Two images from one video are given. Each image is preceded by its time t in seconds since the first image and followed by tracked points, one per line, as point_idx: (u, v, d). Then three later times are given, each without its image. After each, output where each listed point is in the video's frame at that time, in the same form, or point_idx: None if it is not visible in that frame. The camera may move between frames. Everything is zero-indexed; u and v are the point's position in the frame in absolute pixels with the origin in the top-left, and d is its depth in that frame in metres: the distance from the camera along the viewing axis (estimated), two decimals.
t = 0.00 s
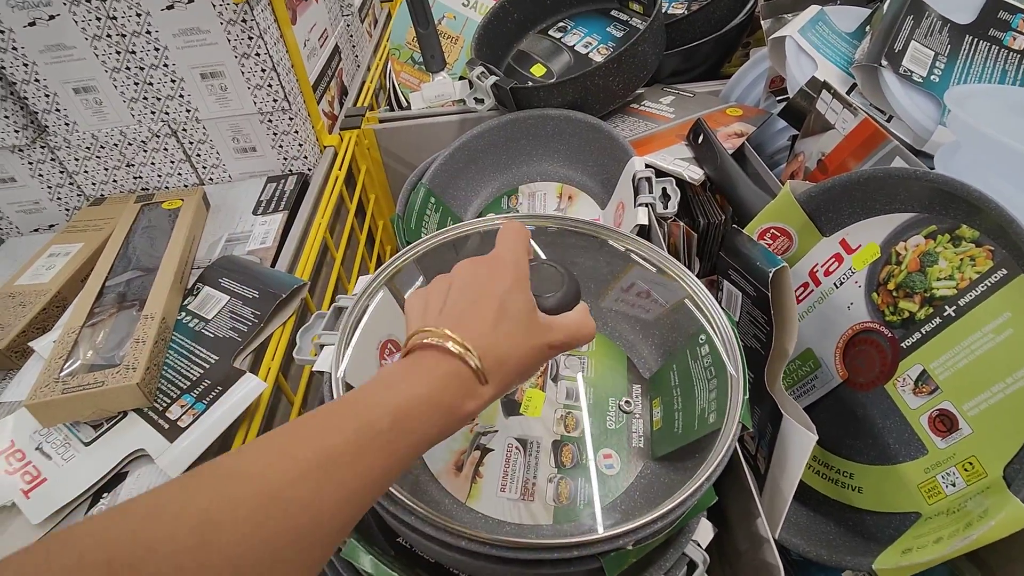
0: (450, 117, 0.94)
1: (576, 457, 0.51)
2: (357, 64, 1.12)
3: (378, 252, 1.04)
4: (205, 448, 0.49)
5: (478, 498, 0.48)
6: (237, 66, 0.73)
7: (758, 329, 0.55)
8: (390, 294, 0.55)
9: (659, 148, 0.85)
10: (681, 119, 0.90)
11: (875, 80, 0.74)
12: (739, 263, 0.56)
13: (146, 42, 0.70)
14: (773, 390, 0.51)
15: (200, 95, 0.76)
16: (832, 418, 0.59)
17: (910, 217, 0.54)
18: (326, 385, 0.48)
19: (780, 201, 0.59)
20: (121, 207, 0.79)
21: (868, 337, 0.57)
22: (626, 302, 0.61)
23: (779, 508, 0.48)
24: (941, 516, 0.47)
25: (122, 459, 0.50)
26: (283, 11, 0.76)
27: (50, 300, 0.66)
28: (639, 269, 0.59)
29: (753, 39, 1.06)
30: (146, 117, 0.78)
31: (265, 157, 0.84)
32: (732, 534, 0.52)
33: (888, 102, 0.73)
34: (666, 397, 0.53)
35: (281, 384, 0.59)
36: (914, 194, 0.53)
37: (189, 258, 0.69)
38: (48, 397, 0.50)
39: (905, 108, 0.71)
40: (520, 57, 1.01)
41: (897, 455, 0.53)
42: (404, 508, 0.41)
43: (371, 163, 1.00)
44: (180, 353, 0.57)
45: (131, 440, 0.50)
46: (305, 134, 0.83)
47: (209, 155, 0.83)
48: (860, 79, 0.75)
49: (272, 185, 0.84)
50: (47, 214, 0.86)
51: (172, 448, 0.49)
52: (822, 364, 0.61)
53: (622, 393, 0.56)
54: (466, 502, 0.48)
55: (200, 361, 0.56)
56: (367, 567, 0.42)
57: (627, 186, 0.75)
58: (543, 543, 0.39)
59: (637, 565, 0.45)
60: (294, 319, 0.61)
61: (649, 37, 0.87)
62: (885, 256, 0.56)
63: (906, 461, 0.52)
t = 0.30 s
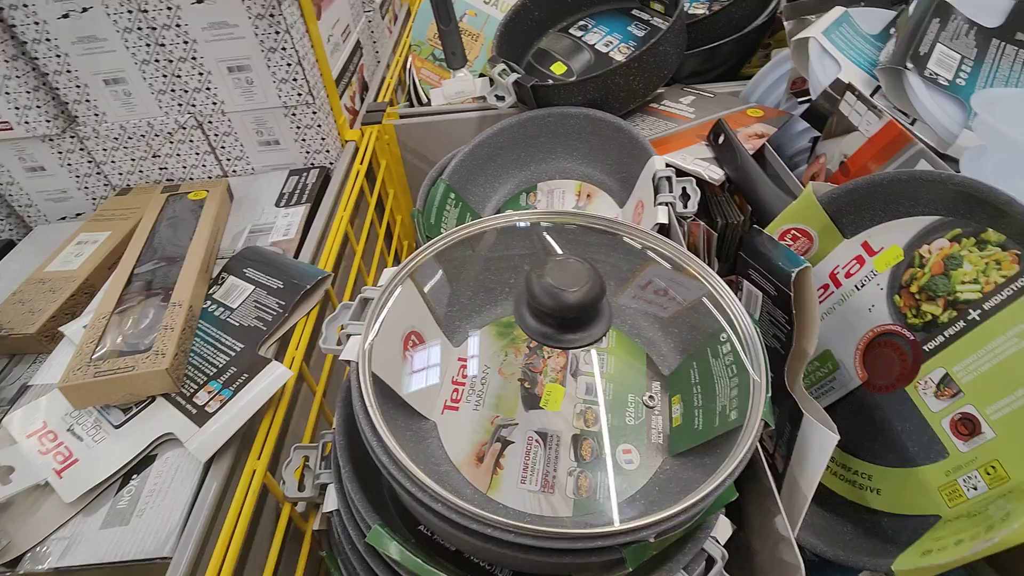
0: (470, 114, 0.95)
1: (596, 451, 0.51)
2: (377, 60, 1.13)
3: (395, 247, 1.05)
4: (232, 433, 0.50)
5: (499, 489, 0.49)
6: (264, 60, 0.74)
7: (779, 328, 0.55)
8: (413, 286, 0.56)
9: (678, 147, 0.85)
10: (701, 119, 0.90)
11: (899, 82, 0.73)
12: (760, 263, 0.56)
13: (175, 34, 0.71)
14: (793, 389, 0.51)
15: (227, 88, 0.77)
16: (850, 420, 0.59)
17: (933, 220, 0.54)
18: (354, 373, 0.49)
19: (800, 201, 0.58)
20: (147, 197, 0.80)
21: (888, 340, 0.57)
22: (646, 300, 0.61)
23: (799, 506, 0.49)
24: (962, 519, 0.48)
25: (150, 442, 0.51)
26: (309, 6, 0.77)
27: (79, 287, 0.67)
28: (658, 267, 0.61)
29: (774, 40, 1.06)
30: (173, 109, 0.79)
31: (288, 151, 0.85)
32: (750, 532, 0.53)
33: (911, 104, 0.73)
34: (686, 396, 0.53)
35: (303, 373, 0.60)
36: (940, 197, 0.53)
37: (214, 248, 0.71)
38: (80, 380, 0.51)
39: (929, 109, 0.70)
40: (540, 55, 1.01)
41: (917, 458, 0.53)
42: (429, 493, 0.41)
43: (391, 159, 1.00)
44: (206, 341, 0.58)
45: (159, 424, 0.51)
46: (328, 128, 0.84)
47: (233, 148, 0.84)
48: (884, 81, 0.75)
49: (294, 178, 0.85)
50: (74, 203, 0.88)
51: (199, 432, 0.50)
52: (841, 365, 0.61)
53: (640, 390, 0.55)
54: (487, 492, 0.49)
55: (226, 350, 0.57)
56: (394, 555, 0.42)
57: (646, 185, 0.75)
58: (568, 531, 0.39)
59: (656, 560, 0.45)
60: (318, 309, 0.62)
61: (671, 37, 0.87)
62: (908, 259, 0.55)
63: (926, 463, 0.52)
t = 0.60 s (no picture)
0: (492, 107, 0.95)
1: (620, 438, 0.51)
2: (398, 54, 1.14)
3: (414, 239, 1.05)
4: (261, 413, 0.51)
5: (524, 473, 0.49)
6: (291, 49, 0.75)
7: (805, 321, 0.55)
8: (440, 274, 0.56)
9: (701, 142, 0.85)
10: (724, 115, 0.90)
11: (927, 79, 0.73)
12: (787, 255, 0.56)
13: (205, 22, 0.72)
14: (820, 381, 0.51)
15: (254, 76, 0.78)
16: (875, 414, 0.59)
17: (964, 215, 0.54)
18: (384, 357, 0.49)
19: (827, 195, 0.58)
20: (174, 184, 0.81)
21: (916, 335, 0.56)
22: (669, 292, 0.62)
23: (826, 496, 0.49)
24: (991, 513, 0.48)
25: (179, 421, 0.51)
26: None
27: (108, 269, 0.68)
28: (680, 257, 0.60)
29: (796, 38, 1.06)
30: (200, 97, 0.80)
31: (312, 140, 0.86)
32: (774, 524, 0.53)
33: (939, 101, 0.72)
34: (712, 385, 0.53)
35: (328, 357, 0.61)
36: (972, 192, 0.52)
37: (240, 234, 0.71)
38: (112, 357, 0.52)
39: (959, 107, 0.70)
40: (562, 50, 1.01)
41: (944, 453, 0.53)
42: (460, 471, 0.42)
43: (412, 151, 1.01)
44: (234, 323, 0.59)
45: (189, 404, 0.52)
46: (352, 119, 0.85)
47: (258, 137, 0.85)
48: (912, 77, 0.74)
49: (318, 167, 0.86)
50: (100, 189, 0.89)
51: (229, 411, 0.50)
52: (866, 360, 0.60)
53: (664, 379, 0.55)
54: (512, 476, 0.48)
55: (254, 332, 0.57)
56: (424, 535, 0.42)
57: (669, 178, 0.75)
58: (596, 512, 0.39)
59: (682, 547, 0.45)
60: (344, 295, 0.62)
61: (696, 32, 0.87)
62: (938, 254, 0.55)
63: (954, 458, 0.52)
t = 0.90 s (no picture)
0: (496, 109, 0.95)
1: (619, 443, 0.51)
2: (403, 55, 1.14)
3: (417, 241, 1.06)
4: (260, 413, 0.51)
5: (522, 477, 0.49)
6: (296, 50, 0.75)
7: (807, 327, 0.55)
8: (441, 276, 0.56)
9: (705, 146, 0.85)
10: (728, 119, 0.90)
11: (933, 85, 0.72)
12: (789, 260, 0.56)
13: (211, 22, 0.72)
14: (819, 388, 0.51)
15: (259, 77, 0.78)
16: (876, 422, 0.59)
17: (967, 222, 0.53)
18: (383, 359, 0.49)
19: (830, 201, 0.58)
20: (177, 183, 0.81)
21: (918, 342, 0.56)
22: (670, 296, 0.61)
23: (825, 504, 0.48)
24: (992, 524, 0.47)
25: (179, 421, 0.51)
26: None
27: (111, 267, 0.68)
28: (682, 262, 0.60)
29: (802, 43, 1.06)
30: (205, 97, 0.80)
31: (316, 141, 0.86)
32: (773, 531, 0.52)
33: (945, 107, 0.72)
34: (711, 390, 0.53)
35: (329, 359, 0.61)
36: (976, 199, 0.52)
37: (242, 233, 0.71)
38: (112, 356, 0.52)
39: (963, 112, 0.70)
40: (567, 52, 1.01)
41: (945, 462, 0.53)
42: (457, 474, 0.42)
43: (415, 152, 1.01)
44: (235, 323, 0.59)
45: (189, 403, 0.52)
46: (356, 120, 0.85)
47: (262, 137, 0.85)
48: (917, 83, 0.73)
49: (321, 168, 0.86)
50: (105, 187, 0.89)
51: (228, 411, 0.50)
52: (869, 367, 0.60)
53: (664, 383, 0.55)
54: (510, 480, 0.49)
55: (254, 332, 0.57)
56: (421, 538, 0.42)
57: (672, 181, 0.75)
58: (592, 518, 0.39)
59: (678, 554, 0.45)
60: (345, 296, 0.62)
61: (701, 36, 0.87)
62: (941, 261, 0.54)
63: (955, 468, 0.52)
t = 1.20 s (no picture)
0: (497, 114, 0.95)
1: (619, 452, 0.51)
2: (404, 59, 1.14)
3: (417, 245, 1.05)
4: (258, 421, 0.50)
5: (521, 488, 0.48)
6: (297, 54, 0.75)
7: (809, 336, 0.54)
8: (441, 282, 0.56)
9: (706, 152, 0.85)
10: (730, 125, 0.90)
11: (936, 92, 0.72)
12: (790, 267, 0.56)
13: (213, 27, 0.72)
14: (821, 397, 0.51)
15: (260, 81, 0.78)
16: (878, 432, 0.59)
17: (970, 231, 0.53)
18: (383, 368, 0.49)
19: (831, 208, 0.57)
20: (178, 187, 0.81)
21: (921, 351, 0.56)
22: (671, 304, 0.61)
23: (827, 516, 0.48)
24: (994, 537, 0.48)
25: (177, 427, 0.51)
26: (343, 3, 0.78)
27: (110, 271, 0.68)
28: (683, 269, 0.59)
29: (803, 49, 1.06)
30: (207, 101, 0.80)
31: (316, 145, 0.86)
32: (774, 542, 0.52)
33: (947, 114, 0.71)
34: (712, 399, 0.53)
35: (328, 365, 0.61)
36: (979, 208, 0.52)
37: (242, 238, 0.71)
38: (110, 362, 0.52)
39: (966, 120, 0.69)
40: (568, 57, 1.01)
41: (948, 473, 0.53)
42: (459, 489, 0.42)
43: (416, 156, 1.01)
44: (234, 328, 0.59)
45: (187, 409, 0.52)
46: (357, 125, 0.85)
47: (263, 141, 0.85)
48: (920, 90, 0.73)
49: (322, 172, 0.85)
50: (105, 190, 0.89)
51: (227, 418, 0.50)
52: (871, 376, 0.59)
53: (664, 391, 0.55)
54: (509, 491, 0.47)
55: (254, 338, 0.57)
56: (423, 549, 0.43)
57: (673, 187, 0.75)
58: (591, 530, 0.40)
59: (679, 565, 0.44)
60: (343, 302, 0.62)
61: (702, 42, 0.87)
62: (945, 270, 0.54)
63: (958, 479, 0.52)
